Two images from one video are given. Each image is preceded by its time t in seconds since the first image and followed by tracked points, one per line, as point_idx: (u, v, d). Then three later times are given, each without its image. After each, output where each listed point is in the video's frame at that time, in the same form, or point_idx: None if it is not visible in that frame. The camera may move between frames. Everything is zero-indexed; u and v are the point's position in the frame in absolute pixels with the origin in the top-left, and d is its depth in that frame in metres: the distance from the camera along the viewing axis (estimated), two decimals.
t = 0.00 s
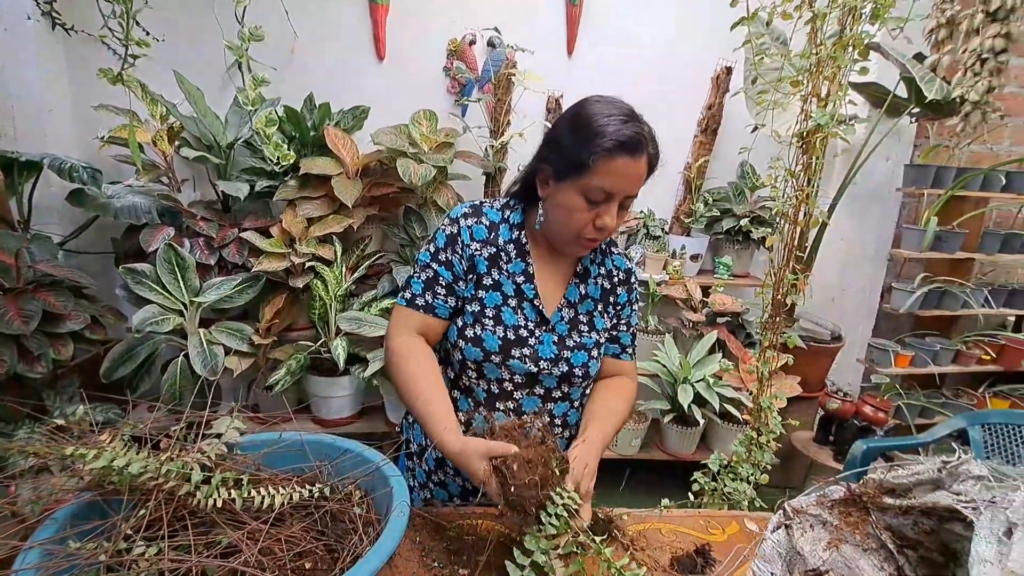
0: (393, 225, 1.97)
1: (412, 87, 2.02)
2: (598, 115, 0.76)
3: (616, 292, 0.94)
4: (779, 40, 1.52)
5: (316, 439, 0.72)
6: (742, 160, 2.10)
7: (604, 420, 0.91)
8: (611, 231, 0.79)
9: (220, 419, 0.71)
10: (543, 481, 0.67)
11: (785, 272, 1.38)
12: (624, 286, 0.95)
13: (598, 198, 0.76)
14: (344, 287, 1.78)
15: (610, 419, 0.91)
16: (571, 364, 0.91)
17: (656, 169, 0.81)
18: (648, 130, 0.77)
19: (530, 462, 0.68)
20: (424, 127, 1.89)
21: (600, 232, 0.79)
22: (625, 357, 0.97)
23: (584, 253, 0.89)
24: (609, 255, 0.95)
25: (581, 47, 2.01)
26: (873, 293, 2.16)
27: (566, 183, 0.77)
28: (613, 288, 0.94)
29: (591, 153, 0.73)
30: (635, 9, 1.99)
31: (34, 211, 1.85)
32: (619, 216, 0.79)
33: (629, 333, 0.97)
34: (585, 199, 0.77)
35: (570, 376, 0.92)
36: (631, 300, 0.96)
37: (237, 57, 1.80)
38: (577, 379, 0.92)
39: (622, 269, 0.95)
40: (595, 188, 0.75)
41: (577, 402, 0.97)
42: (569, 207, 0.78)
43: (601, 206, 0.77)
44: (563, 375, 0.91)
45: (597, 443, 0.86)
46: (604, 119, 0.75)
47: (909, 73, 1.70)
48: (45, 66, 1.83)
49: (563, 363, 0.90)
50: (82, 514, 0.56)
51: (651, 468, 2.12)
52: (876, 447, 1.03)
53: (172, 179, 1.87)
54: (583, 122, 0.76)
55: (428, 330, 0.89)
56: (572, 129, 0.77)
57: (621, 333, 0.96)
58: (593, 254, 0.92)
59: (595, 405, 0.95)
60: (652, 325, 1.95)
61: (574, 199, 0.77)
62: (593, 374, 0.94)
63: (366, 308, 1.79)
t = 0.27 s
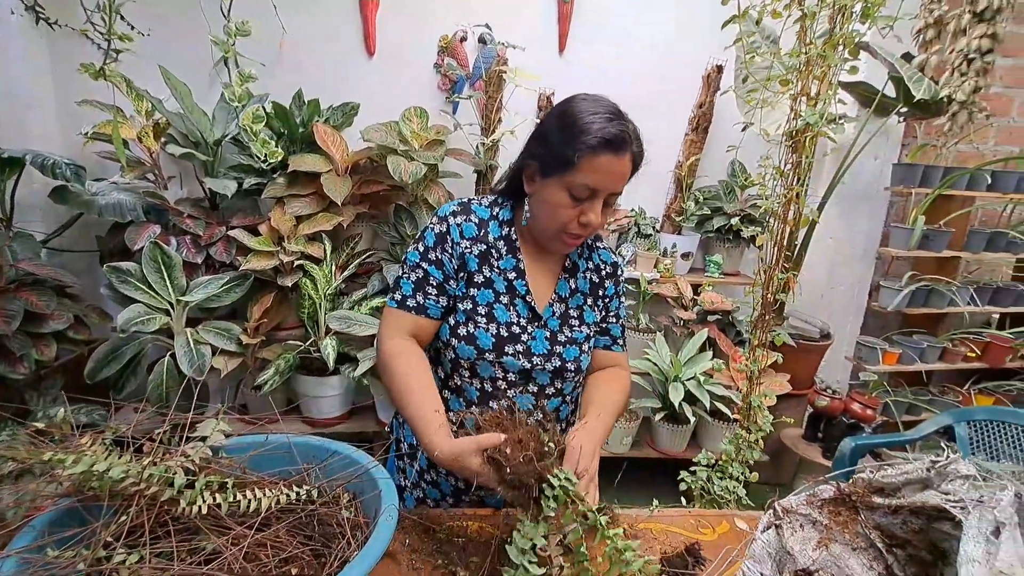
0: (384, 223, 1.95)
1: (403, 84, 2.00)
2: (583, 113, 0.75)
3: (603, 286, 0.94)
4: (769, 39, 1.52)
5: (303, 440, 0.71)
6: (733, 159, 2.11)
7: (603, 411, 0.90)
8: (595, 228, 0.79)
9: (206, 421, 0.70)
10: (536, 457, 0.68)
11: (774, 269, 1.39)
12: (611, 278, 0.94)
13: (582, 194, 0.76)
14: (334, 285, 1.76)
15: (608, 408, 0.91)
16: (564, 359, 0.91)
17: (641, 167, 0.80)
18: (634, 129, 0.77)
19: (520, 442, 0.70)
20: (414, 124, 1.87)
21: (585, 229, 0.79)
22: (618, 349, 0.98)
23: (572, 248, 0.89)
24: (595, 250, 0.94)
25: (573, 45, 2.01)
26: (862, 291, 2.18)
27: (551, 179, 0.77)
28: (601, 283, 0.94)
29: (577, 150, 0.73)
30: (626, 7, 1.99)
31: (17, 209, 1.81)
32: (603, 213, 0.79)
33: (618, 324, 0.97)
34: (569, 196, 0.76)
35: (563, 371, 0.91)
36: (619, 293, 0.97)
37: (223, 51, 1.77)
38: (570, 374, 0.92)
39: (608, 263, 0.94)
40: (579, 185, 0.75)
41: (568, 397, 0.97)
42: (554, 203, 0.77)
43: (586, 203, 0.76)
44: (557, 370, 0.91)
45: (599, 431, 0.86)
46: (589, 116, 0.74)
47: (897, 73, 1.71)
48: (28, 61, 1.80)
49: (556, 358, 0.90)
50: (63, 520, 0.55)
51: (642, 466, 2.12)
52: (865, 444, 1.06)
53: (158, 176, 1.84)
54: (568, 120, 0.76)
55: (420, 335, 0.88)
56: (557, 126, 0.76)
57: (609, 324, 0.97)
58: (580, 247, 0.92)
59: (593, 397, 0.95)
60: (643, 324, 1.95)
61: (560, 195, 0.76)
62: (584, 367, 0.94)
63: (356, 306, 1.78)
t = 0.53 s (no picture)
0: (374, 220, 1.94)
1: (393, 80, 1.99)
2: (565, 106, 0.74)
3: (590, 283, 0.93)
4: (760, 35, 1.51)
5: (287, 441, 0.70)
6: (724, 156, 2.10)
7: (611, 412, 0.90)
8: (578, 224, 0.78)
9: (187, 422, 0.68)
10: (528, 460, 0.66)
11: (765, 267, 1.39)
12: (598, 275, 0.94)
13: (565, 187, 0.75)
14: (324, 282, 1.74)
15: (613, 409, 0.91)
16: (550, 356, 0.90)
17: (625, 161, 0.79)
18: (615, 122, 0.76)
19: (513, 443, 0.68)
20: (405, 120, 1.86)
21: (568, 224, 0.78)
22: (613, 343, 0.98)
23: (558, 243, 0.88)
24: (581, 247, 0.94)
25: (564, 41, 1.99)
26: (853, 288, 2.20)
27: (534, 174, 0.76)
28: (587, 279, 0.94)
29: (560, 144, 0.72)
30: (618, 3, 1.98)
31: None
32: (586, 207, 0.78)
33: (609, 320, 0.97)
34: (552, 189, 0.75)
35: (549, 367, 0.90)
36: (606, 289, 0.96)
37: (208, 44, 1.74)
38: (556, 371, 0.91)
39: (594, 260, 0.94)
40: (562, 179, 0.74)
41: (554, 395, 0.96)
42: (538, 197, 0.76)
43: (569, 197, 0.75)
44: (543, 367, 0.89)
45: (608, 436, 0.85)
46: (572, 110, 0.74)
47: (888, 70, 1.71)
48: (12, 56, 1.76)
49: (543, 354, 0.89)
50: (37, 524, 0.54)
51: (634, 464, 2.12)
52: (854, 441, 1.07)
53: (144, 172, 1.81)
54: (551, 113, 0.75)
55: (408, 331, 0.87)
56: (541, 120, 0.76)
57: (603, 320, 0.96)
58: (565, 244, 0.92)
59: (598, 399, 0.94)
60: (636, 321, 1.94)
61: (542, 189, 0.75)
62: (570, 365, 0.93)
63: (345, 305, 1.76)
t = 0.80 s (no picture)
0: (369, 214, 1.93)
1: (388, 72, 1.97)
2: (555, 92, 0.74)
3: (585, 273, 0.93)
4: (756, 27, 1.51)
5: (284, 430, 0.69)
6: (720, 150, 2.11)
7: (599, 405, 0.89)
8: (573, 209, 0.77)
9: (182, 411, 0.67)
10: (522, 444, 0.68)
11: (761, 258, 1.40)
12: (592, 265, 0.94)
13: (557, 174, 0.74)
14: (318, 276, 1.73)
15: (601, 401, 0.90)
16: (545, 343, 0.90)
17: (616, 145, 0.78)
18: (606, 106, 0.76)
19: (506, 429, 0.69)
20: (400, 113, 1.84)
21: (562, 210, 0.77)
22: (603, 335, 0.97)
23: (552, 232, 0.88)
24: (576, 236, 0.93)
25: (560, 34, 1.99)
26: (848, 282, 2.18)
27: (526, 161, 0.75)
28: (582, 269, 0.93)
29: (549, 130, 0.72)
30: None
31: None
32: (579, 192, 0.78)
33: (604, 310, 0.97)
34: (544, 176, 0.75)
35: (544, 355, 0.90)
36: (600, 279, 0.95)
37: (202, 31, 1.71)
38: (550, 358, 0.91)
39: (589, 250, 0.94)
40: (553, 165, 0.73)
41: (549, 383, 0.96)
42: (530, 183, 0.75)
43: (562, 183, 0.75)
44: (537, 355, 0.90)
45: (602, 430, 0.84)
46: (561, 95, 0.73)
47: (882, 63, 1.71)
48: None
49: (537, 342, 0.88)
50: (27, 512, 0.53)
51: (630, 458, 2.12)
52: (848, 432, 1.07)
53: (136, 165, 1.80)
54: (541, 100, 0.75)
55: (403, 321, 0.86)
56: (531, 106, 0.75)
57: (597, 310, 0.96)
58: (559, 233, 0.91)
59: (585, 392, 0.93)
60: (632, 315, 1.94)
61: (534, 176, 0.75)
62: (565, 353, 0.93)
63: (340, 299, 1.75)
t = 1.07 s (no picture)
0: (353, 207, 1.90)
1: (372, 64, 1.95)
2: (524, 70, 0.74)
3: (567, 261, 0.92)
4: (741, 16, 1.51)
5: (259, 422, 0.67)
6: (706, 141, 2.10)
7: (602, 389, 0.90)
8: (549, 190, 0.77)
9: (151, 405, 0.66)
10: (482, 433, 0.66)
11: (746, 247, 1.40)
12: (575, 253, 0.93)
13: (530, 154, 0.74)
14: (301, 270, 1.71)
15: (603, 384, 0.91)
16: (522, 332, 0.89)
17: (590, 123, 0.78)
18: (575, 81, 0.76)
19: (467, 417, 0.67)
20: (384, 105, 1.83)
21: (539, 192, 0.77)
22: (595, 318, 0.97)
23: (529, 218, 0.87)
24: (556, 223, 0.92)
25: (546, 24, 1.97)
26: (832, 274, 2.20)
27: (498, 144, 0.75)
28: (563, 257, 0.92)
29: (519, 110, 0.72)
30: None
31: None
32: (554, 173, 0.77)
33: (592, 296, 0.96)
34: (517, 158, 0.75)
35: (521, 344, 0.89)
36: (584, 268, 0.94)
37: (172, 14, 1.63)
38: (527, 348, 0.90)
39: (571, 237, 0.93)
40: (524, 146, 0.73)
41: (529, 373, 0.95)
42: (504, 167, 0.75)
43: (535, 164, 0.75)
44: (514, 344, 0.89)
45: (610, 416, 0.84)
46: (529, 73, 0.73)
47: (866, 53, 1.72)
48: None
49: (513, 331, 0.88)
50: None
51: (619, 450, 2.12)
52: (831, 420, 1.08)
53: (113, 159, 1.76)
54: (510, 79, 0.74)
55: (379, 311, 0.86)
56: (500, 88, 0.74)
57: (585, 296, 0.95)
58: (539, 220, 0.90)
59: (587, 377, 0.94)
60: (619, 306, 1.94)
61: (506, 159, 0.75)
62: (543, 343, 0.92)
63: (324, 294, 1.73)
